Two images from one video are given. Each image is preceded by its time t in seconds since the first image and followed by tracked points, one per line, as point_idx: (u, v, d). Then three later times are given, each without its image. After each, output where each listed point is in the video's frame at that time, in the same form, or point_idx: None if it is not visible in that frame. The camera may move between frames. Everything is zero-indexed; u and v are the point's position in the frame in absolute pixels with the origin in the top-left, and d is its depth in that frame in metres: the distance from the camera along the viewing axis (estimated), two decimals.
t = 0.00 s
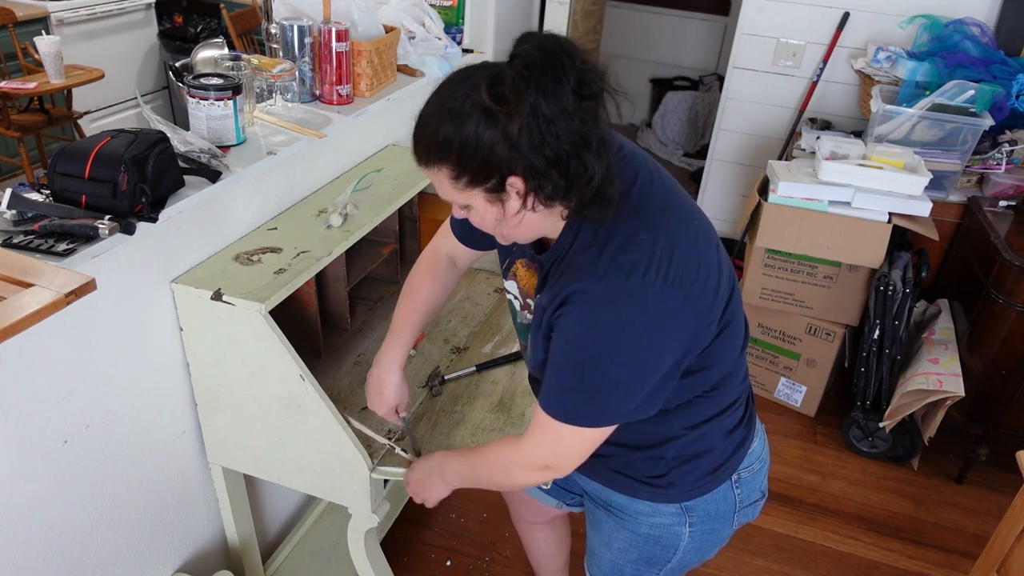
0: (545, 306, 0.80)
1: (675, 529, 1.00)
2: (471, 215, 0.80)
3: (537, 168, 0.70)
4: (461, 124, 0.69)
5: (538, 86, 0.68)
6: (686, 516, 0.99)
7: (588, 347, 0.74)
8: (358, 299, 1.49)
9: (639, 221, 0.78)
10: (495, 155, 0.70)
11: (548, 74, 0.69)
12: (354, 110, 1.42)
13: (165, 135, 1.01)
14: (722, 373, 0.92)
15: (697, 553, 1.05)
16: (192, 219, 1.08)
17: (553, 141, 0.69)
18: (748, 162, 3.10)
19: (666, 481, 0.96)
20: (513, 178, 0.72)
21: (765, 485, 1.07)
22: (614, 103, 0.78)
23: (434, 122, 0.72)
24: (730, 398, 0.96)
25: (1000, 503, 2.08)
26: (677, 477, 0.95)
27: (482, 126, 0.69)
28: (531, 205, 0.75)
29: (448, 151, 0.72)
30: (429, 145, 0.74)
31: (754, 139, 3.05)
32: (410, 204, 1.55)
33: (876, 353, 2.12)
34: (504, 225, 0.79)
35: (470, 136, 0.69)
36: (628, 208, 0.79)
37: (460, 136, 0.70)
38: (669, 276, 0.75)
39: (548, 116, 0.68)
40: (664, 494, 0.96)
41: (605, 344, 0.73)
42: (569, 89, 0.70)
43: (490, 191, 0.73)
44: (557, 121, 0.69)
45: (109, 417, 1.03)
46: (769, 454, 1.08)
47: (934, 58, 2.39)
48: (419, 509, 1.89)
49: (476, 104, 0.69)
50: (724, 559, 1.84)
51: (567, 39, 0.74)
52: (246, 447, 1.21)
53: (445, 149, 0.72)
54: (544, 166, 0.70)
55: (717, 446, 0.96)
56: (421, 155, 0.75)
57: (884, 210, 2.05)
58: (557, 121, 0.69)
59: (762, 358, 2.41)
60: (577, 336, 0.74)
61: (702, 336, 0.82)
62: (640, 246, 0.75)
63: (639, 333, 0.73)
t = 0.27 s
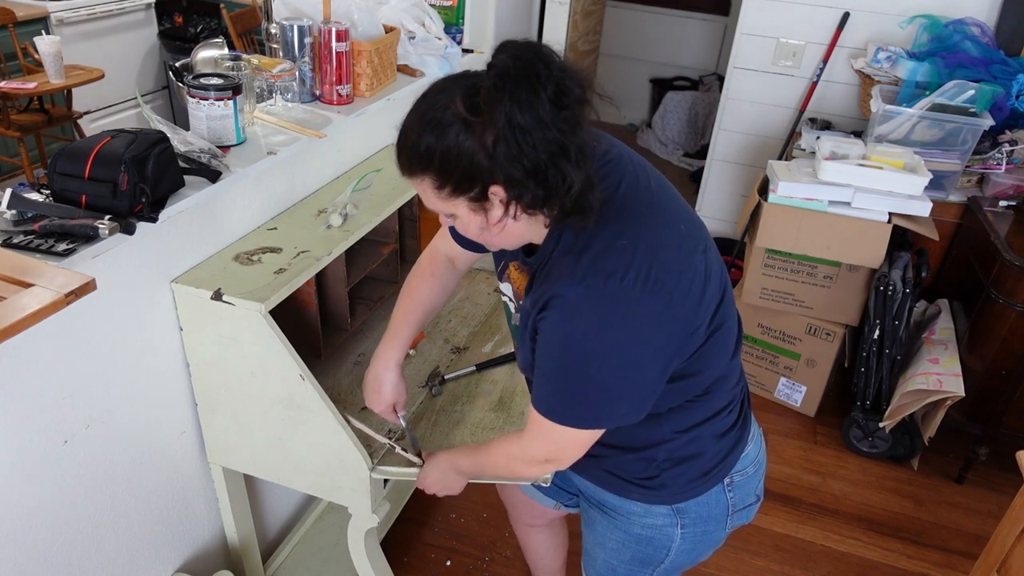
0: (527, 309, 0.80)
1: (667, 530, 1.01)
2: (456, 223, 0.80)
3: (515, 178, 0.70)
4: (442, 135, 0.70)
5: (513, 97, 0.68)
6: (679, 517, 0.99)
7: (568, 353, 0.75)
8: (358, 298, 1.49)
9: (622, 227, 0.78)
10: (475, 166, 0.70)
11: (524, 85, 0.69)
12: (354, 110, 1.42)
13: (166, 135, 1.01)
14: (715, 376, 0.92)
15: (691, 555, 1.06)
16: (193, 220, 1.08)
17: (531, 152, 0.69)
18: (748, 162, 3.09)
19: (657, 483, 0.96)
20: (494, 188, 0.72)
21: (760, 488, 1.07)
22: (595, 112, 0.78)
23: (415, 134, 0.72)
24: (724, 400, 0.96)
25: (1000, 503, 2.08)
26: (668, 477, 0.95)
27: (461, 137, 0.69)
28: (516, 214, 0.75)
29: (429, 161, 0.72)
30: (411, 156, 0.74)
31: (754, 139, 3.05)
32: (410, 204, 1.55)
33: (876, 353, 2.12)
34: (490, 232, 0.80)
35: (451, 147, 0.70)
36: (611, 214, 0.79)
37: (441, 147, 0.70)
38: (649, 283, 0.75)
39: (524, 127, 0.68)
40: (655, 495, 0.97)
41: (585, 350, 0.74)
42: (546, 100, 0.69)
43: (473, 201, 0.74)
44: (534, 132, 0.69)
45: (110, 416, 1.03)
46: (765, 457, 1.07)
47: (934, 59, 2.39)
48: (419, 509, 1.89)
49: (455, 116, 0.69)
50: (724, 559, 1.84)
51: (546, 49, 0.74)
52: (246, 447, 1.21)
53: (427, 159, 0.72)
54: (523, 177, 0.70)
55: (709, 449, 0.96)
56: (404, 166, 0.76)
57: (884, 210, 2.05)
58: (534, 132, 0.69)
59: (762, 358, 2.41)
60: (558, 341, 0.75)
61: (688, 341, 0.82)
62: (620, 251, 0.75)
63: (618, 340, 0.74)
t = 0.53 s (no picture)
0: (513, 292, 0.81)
1: (662, 532, 1.01)
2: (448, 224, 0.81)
3: (499, 177, 0.70)
4: (428, 137, 0.70)
5: (495, 98, 0.68)
6: (673, 520, 0.99)
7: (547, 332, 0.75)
8: (358, 298, 1.49)
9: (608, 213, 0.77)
10: (461, 167, 0.70)
11: (507, 86, 0.69)
12: (354, 110, 1.42)
13: (165, 135, 1.01)
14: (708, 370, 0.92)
15: (687, 557, 1.06)
16: (193, 220, 1.08)
17: (513, 152, 0.69)
18: (748, 162, 3.09)
19: (652, 485, 0.96)
20: (481, 188, 0.72)
21: (757, 492, 1.07)
22: (580, 111, 0.77)
23: (403, 136, 0.72)
24: (717, 398, 0.96)
25: (1000, 503, 2.08)
26: (662, 479, 0.95)
27: (447, 139, 0.69)
28: (507, 215, 0.75)
29: (418, 163, 0.72)
30: (401, 159, 0.75)
31: (754, 139, 3.05)
32: (410, 204, 1.55)
33: (876, 353, 2.12)
34: (482, 233, 0.80)
35: (437, 149, 0.70)
36: (598, 204, 0.78)
37: (429, 149, 0.71)
38: (630, 264, 0.75)
39: (507, 127, 0.68)
40: (649, 497, 0.97)
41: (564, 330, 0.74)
42: (529, 100, 0.69)
43: (462, 202, 0.74)
44: (517, 132, 0.69)
45: (110, 416, 1.03)
46: (762, 461, 1.07)
47: (934, 59, 2.39)
48: (419, 509, 1.89)
49: (440, 118, 0.69)
50: (724, 559, 1.84)
51: (532, 50, 0.74)
52: (246, 447, 1.21)
53: (415, 161, 0.73)
54: (508, 177, 0.70)
55: (703, 451, 0.96)
56: (393, 168, 0.76)
57: (884, 210, 2.05)
58: (517, 132, 0.69)
59: (762, 358, 2.41)
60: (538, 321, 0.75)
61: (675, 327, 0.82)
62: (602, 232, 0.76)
63: (598, 321, 0.74)
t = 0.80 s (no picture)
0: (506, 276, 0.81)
1: (659, 532, 1.01)
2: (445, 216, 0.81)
3: (495, 170, 0.70)
4: (427, 131, 0.70)
5: (490, 90, 0.68)
6: (670, 519, 1.00)
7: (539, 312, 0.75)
8: (358, 298, 1.49)
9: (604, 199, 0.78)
10: (458, 160, 0.70)
11: (501, 78, 0.69)
12: (354, 110, 1.42)
13: (166, 135, 1.01)
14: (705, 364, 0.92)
15: (684, 557, 1.06)
16: (194, 219, 1.08)
17: (508, 144, 0.69)
18: (748, 162, 3.09)
19: (649, 484, 0.96)
20: (479, 181, 0.72)
21: (754, 493, 1.07)
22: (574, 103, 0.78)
23: (402, 130, 0.73)
24: (714, 398, 0.96)
25: (999, 503, 2.08)
26: (659, 478, 0.95)
27: (444, 132, 0.70)
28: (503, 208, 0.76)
29: (417, 156, 0.73)
30: (400, 152, 0.75)
31: (754, 139, 3.05)
32: (410, 204, 1.55)
33: (876, 353, 2.12)
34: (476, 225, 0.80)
35: (436, 142, 0.70)
36: (594, 190, 0.78)
37: (427, 142, 0.71)
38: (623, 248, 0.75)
39: (503, 119, 0.69)
40: (646, 496, 0.97)
41: (554, 308, 0.74)
42: (524, 93, 0.70)
43: (461, 195, 0.74)
44: (512, 124, 0.69)
45: (110, 416, 1.03)
46: (760, 462, 1.07)
47: (934, 59, 2.39)
48: (419, 509, 1.89)
49: (437, 110, 0.70)
50: (723, 559, 1.84)
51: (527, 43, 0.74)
52: (246, 447, 1.21)
53: (414, 154, 0.73)
54: (503, 170, 0.70)
55: (699, 451, 0.96)
56: (394, 163, 0.77)
57: (884, 210, 2.05)
58: (512, 125, 0.69)
59: (762, 358, 2.41)
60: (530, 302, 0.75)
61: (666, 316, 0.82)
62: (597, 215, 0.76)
63: (588, 302, 0.74)
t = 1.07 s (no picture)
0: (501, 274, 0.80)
1: (665, 529, 1.01)
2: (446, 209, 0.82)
3: (472, 157, 0.71)
4: (413, 120, 0.72)
5: (465, 81, 0.69)
6: (675, 517, 0.99)
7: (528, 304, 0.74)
8: (359, 299, 1.49)
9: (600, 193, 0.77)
10: (439, 151, 0.71)
11: (477, 71, 0.70)
12: (355, 110, 1.42)
13: (166, 135, 1.01)
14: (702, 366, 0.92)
15: (690, 556, 1.06)
16: (193, 219, 1.08)
17: (480, 129, 0.70)
18: (748, 161, 3.09)
19: (653, 482, 0.96)
20: (463, 171, 0.73)
21: (759, 490, 1.07)
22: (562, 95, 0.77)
23: (394, 125, 0.75)
24: (717, 395, 0.95)
25: (1000, 503, 2.08)
26: (665, 475, 0.95)
27: (426, 123, 0.71)
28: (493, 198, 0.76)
29: (407, 147, 0.74)
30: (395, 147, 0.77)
31: (754, 139, 3.05)
32: (410, 204, 1.55)
33: (876, 353, 2.12)
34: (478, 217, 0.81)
35: (419, 130, 0.72)
36: (589, 190, 0.78)
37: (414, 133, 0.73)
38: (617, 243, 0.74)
39: (480, 106, 0.69)
40: (652, 494, 0.96)
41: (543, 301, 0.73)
42: (500, 80, 0.70)
43: (451, 184, 0.75)
44: (485, 112, 0.69)
45: (110, 417, 1.03)
46: (765, 460, 1.07)
47: (934, 59, 2.39)
48: (419, 509, 1.89)
49: (420, 103, 0.71)
50: (723, 559, 1.84)
51: (515, 38, 0.75)
52: (246, 447, 1.21)
53: (405, 145, 0.75)
54: (479, 157, 0.71)
55: (703, 447, 0.96)
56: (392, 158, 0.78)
57: (884, 210, 2.05)
58: (485, 112, 0.69)
59: (762, 359, 2.41)
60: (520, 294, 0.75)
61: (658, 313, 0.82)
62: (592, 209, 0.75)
63: (577, 296, 0.73)
